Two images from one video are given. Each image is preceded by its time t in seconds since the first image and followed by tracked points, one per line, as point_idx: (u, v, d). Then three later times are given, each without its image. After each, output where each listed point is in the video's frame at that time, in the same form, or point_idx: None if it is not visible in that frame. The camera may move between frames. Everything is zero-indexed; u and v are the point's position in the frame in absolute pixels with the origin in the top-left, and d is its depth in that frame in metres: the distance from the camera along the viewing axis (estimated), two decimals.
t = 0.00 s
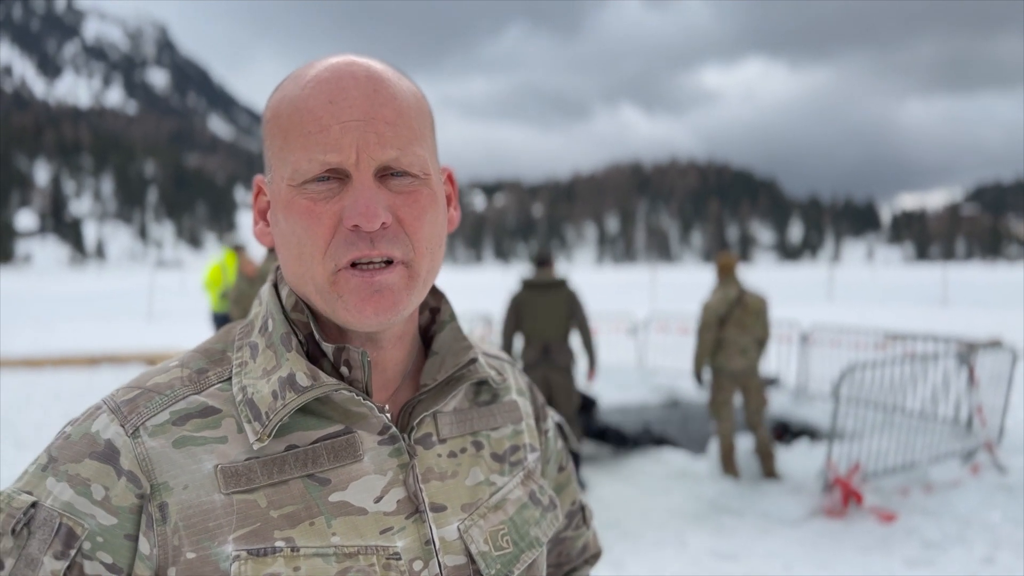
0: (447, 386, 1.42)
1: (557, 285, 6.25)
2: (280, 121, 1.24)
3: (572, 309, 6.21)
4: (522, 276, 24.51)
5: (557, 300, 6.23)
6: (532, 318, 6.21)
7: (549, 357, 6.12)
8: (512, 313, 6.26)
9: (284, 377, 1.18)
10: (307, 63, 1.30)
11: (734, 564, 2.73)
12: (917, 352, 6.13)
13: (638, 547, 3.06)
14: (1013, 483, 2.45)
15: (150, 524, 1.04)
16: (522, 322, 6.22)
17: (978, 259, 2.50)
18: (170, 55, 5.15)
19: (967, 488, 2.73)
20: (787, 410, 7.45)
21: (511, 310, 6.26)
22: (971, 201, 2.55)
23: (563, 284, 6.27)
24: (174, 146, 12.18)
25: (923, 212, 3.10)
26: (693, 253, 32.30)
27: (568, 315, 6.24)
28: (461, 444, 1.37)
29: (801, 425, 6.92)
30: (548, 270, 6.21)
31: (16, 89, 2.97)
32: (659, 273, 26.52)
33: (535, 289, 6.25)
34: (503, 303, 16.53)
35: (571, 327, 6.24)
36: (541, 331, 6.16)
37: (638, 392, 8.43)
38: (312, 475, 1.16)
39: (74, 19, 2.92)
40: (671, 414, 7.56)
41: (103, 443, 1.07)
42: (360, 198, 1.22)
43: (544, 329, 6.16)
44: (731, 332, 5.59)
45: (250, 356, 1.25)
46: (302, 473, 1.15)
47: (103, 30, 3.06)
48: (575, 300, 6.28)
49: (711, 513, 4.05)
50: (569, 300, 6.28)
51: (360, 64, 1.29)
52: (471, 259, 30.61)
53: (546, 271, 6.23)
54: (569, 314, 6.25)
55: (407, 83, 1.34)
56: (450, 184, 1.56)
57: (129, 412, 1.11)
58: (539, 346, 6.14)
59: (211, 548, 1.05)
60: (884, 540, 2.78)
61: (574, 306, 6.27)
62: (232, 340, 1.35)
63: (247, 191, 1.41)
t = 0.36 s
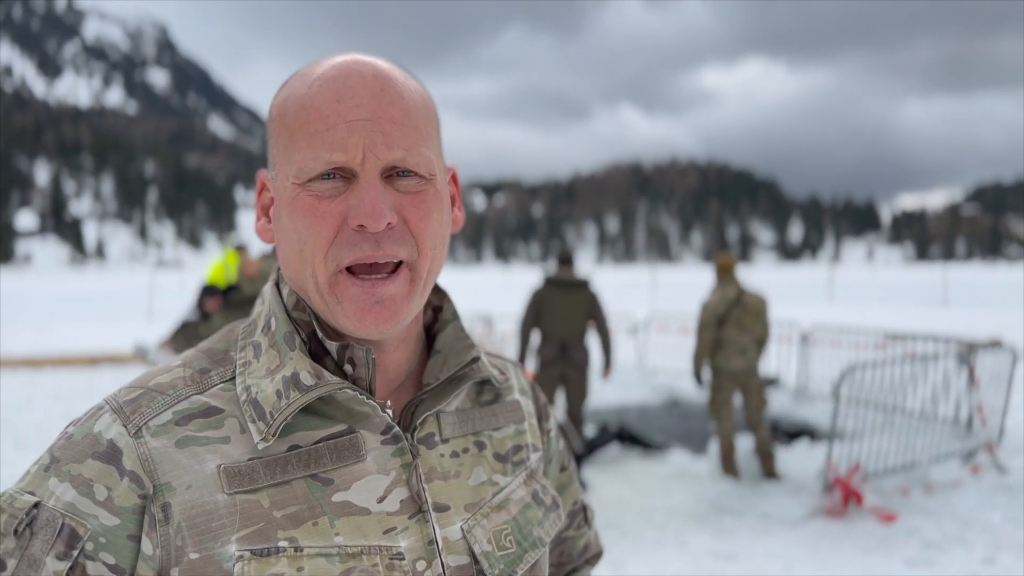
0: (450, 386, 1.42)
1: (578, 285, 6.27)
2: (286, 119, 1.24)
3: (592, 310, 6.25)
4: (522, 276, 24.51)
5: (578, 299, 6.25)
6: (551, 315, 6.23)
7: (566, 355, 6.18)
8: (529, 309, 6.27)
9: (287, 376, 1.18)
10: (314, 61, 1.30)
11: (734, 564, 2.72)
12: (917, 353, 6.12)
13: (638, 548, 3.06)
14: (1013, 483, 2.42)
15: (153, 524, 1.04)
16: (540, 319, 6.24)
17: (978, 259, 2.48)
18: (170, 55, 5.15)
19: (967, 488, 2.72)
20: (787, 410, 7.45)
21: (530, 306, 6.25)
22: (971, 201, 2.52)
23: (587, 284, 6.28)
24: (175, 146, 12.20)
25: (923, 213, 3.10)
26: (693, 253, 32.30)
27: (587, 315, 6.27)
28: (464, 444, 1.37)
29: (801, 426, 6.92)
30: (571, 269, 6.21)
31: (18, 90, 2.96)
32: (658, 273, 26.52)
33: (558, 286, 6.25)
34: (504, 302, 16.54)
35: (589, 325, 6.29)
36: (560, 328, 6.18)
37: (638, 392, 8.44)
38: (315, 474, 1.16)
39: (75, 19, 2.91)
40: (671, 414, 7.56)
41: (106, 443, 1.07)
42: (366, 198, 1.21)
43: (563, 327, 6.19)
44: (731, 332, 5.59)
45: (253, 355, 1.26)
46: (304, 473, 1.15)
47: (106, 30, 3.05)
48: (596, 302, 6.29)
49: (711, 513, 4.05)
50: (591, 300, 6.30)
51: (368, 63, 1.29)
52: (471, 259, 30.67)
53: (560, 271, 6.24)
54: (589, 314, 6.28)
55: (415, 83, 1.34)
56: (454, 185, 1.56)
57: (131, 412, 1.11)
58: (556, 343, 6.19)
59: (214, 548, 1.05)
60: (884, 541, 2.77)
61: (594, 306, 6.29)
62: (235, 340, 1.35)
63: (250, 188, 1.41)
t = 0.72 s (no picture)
0: (455, 387, 1.41)
1: (586, 283, 6.22)
2: (293, 120, 1.23)
3: (599, 310, 6.25)
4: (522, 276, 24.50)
5: (587, 298, 6.23)
6: (561, 313, 6.14)
7: (576, 353, 6.17)
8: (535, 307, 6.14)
9: (292, 379, 1.17)
10: (322, 60, 1.29)
11: (735, 564, 2.72)
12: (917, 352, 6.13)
13: (639, 547, 3.06)
14: (1013, 484, 2.42)
15: (157, 527, 1.04)
16: (552, 316, 6.12)
17: (977, 259, 2.47)
18: (168, 54, 5.14)
19: (967, 488, 2.71)
20: (787, 410, 7.45)
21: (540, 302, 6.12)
22: (971, 202, 2.52)
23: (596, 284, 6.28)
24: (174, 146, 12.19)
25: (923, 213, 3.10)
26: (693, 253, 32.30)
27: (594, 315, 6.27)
28: (468, 445, 1.37)
29: (801, 425, 6.92)
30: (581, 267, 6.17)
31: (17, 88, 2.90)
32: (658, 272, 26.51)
33: (570, 283, 6.19)
34: (504, 301, 16.57)
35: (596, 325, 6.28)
36: (569, 325, 6.14)
37: (638, 391, 8.44)
38: (319, 477, 1.15)
39: (74, 18, 2.90)
40: (671, 414, 7.56)
41: (109, 445, 1.06)
42: (373, 206, 1.21)
43: (571, 325, 6.15)
44: (730, 332, 5.59)
45: (257, 356, 1.25)
46: (308, 476, 1.14)
47: (106, 28, 3.04)
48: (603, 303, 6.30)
49: (711, 512, 4.05)
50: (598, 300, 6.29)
51: (377, 65, 1.27)
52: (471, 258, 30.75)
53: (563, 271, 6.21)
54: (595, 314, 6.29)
55: (425, 85, 1.32)
56: (462, 185, 1.55)
57: (134, 413, 1.10)
58: (566, 341, 6.13)
59: (217, 552, 1.04)
60: (883, 541, 2.77)
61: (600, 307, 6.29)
62: (239, 339, 1.35)
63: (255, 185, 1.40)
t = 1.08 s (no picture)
0: (457, 386, 1.41)
1: (581, 283, 6.29)
2: (297, 118, 1.23)
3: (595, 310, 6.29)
4: (521, 275, 24.51)
5: (583, 298, 6.27)
6: (561, 312, 6.15)
7: (576, 352, 6.17)
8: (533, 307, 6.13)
9: (294, 377, 1.17)
10: (326, 58, 1.29)
11: (736, 563, 2.71)
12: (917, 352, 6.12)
13: (639, 547, 3.06)
14: (1012, 483, 2.41)
15: (159, 526, 1.04)
16: (553, 314, 6.10)
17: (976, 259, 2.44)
18: (167, 52, 5.13)
19: (966, 488, 2.71)
20: (786, 410, 7.45)
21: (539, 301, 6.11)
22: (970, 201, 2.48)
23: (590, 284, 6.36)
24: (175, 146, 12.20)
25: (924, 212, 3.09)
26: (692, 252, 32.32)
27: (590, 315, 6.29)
28: (471, 444, 1.36)
29: (801, 425, 6.92)
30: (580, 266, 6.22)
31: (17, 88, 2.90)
32: (657, 272, 26.50)
33: (567, 283, 6.24)
34: (504, 301, 16.58)
35: (592, 324, 6.32)
36: (568, 323, 6.14)
37: (638, 391, 8.44)
38: (321, 476, 1.15)
39: (72, 17, 2.89)
40: (671, 413, 7.56)
41: (111, 443, 1.06)
42: (377, 203, 1.21)
43: (570, 323, 6.15)
44: (730, 331, 5.59)
45: (260, 355, 1.25)
46: (311, 475, 1.14)
47: (105, 27, 3.04)
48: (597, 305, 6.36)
49: (710, 511, 4.05)
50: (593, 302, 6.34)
51: (381, 62, 1.27)
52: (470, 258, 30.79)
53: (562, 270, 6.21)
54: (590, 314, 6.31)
55: (429, 83, 1.32)
56: (464, 184, 1.55)
57: (136, 412, 1.10)
58: (567, 341, 6.13)
59: (220, 550, 1.04)
60: (883, 540, 2.77)
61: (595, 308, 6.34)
62: (241, 338, 1.34)
63: (258, 183, 1.39)
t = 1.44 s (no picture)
0: (457, 384, 1.40)
1: (563, 283, 6.27)
2: (291, 109, 1.22)
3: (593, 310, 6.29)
4: (520, 274, 24.50)
5: (575, 297, 6.28)
6: (559, 312, 6.12)
7: (575, 351, 6.17)
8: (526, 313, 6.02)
9: (292, 376, 1.16)
10: (320, 50, 1.28)
11: (736, 562, 2.71)
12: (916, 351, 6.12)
13: (639, 546, 3.06)
14: (1012, 482, 2.40)
15: (157, 526, 1.03)
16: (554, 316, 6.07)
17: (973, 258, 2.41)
18: (165, 50, 5.11)
19: (965, 487, 2.70)
20: (785, 409, 7.45)
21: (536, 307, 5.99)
22: (970, 199, 2.48)
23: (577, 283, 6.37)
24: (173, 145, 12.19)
25: (922, 211, 3.08)
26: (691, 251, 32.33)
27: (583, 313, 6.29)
28: (470, 443, 1.36)
29: (800, 424, 6.92)
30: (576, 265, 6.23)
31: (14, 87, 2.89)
32: (656, 270, 26.48)
33: (559, 284, 6.23)
34: (503, 300, 16.58)
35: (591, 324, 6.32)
36: (565, 324, 6.13)
37: (637, 390, 8.44)
38: (320, 476, 1.14)
39: (69, 15, 2.87)
40: (670, 412, 7.56)
41: (107, 443, 1.05)
42: (373, 190, 1.20)
43: (567, 324, 6.14)
44: (728, 330, 5.59)
45: (257, 354, 1.24)
46: (309, 475, 1.13)
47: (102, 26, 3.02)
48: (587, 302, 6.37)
49: (709, 510, 4.04)
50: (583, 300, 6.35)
51: (374, 52, 1.27)
52: (469, 256, 30.80)
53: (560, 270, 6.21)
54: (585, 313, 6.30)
55: (422, 73, 1.31)
56: (461, 178, 1.54)
57: (133, 412, 1.09)
58: (567, 343, 6.11)
59: (217, 551, 1.03)
60: (882, 539, 2.76)
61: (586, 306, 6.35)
62: (239, 337, 1.33)
63: (254, 180, 1.39)
